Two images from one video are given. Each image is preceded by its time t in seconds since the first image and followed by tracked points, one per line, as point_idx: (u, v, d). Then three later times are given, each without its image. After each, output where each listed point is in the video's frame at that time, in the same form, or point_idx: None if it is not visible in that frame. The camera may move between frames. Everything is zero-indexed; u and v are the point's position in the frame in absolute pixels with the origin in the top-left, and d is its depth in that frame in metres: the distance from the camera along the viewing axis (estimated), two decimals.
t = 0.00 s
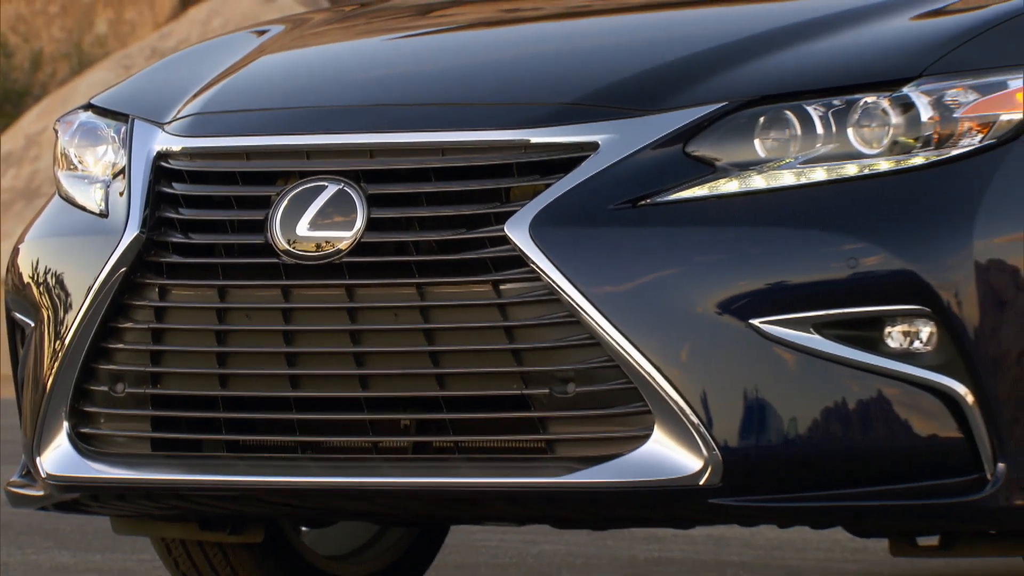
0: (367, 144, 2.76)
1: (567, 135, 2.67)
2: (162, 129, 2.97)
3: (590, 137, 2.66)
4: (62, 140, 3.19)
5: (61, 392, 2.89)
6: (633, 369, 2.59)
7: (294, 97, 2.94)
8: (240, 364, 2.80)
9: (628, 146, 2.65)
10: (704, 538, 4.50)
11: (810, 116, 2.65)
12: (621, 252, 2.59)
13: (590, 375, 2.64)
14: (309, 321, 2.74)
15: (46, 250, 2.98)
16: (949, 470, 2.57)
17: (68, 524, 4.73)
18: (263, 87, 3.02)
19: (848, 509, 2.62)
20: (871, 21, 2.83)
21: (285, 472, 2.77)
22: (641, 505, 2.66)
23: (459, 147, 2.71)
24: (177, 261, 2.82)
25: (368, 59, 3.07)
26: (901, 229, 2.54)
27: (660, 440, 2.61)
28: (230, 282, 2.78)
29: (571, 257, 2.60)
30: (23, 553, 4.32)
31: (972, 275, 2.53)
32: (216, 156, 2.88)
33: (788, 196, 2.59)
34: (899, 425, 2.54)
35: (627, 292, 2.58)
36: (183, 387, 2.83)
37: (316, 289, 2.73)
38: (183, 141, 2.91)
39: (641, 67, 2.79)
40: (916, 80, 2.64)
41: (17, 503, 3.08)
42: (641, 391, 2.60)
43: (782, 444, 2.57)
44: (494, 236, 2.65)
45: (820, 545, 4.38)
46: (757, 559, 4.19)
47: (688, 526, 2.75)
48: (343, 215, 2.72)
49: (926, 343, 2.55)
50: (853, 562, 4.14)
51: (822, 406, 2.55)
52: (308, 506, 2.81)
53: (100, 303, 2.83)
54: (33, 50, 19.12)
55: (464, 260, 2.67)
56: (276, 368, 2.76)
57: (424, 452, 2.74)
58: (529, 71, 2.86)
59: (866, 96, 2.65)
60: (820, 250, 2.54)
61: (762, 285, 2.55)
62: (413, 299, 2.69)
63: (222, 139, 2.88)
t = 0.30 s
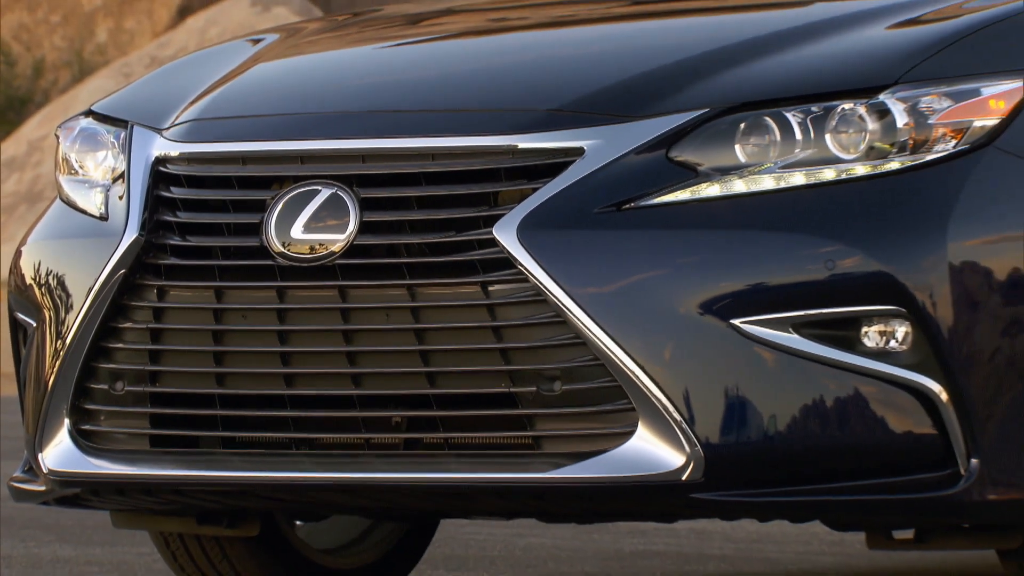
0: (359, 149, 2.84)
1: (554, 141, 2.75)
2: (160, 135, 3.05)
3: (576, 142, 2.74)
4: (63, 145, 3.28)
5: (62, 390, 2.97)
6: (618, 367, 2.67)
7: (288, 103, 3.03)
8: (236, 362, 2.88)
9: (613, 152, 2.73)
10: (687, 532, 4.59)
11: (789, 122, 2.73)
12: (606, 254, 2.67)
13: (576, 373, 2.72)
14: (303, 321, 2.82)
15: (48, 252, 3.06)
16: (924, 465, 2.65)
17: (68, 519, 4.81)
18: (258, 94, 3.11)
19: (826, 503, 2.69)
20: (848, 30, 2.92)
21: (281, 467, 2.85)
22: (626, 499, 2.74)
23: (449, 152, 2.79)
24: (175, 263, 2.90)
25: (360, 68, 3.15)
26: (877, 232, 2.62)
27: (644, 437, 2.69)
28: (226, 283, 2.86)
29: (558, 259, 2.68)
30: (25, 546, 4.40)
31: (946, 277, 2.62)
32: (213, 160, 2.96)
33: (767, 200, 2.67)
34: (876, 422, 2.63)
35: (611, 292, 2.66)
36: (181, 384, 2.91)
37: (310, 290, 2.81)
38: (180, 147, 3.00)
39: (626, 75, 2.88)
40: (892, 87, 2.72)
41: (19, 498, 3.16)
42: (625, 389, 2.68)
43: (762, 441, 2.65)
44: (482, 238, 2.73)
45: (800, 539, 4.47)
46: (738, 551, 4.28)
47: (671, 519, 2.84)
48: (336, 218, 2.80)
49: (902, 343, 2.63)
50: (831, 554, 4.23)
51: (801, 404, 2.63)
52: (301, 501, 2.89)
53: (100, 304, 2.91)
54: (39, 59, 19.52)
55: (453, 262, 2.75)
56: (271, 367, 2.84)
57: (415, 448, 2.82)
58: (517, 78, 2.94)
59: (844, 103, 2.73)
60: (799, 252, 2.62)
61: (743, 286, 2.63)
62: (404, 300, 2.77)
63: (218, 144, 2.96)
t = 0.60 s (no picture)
0: (357, 154, 2.93)
1: (546, 146, 2.83)
2: (164, 140, 3.13)
3: (567, 147, 2.82)
4: (69, 150, 3.37)
5: (68, 388, 3.06)
6: (607, 366, 2.75)
7: (288, 110, 3.11)
8: (237, 361, 2.96)
9: (603, 156, 2.81)
10: (676, 527, 4.68)
11: (774, 128, 2.82)
12: (596, 257, 2.75)
13: (567, 371, 2.81)
14: (303, 321, 2.91)
15: (54, 254, 3.15)
16: (904, 461, 2.74)
17: (73, 514, 4.91)
18: (259, 101, 3.19)
19: (809, 497, 2.78)
20: (832, 38, 3.00)
21: (280, 463, 2.94)
22: (614, 494, 2.83)
23: (444, 157, 2.87)
24: (179, 265, 2.99)
25: (357, 75, 3.24)
26: (859, 234, 2.70)
27: (633, 434, 2.77)
28: (228, 284, 2.95)
29: (550, 261, 2.76)
30: (31, 539, 4.49)
31: (925, 278, 2.70)
32: (214, 165, 3.05)
33: (753, 204, 2.75)
34: (857, 419, 2.71)
35: (602, 293, 2.74)
36: (183, 382, 3.00)
37: (309, 291, 2.90)
38: (183, 151, 3.08)
39: (615, 82, 2.96)
40: (873, 94, 2.81)
41: (26, 493, 3.25)
42: (615, 387, 2.76)
43: (747, 437, 2.73)
44: (477, 241, 2.81)
45: (784, 533, 4.56)
46: (724, 544, 4.38)
47: (660, 514, 2.92)
48: (334, 222, 2.89)
49: (883, 342, 2.72)
50: (815, 547, 4.33)
51: (785, 401, 2.71)
52: (300, 495, 2.98)
53: (105, 304, 3.00)
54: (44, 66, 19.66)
55: (448, 264, 2.83)
56: (272, 366, 2.93)
57: (410, 445, 2.91)
58: (511, 86, 3.03)
59: (826, 109, 2.82)
60: (783, 254, 2.71)
61: (729, 287, 2.71)
62: (400, 300, 2.85)
63: (220, 149, 3.05)
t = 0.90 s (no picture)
0: (354, 160, 3.01)
1: (538, 153, 2.91)
2: (167, 147, 3.23)
3: (558, 154, 2.90)
4: (75, 157, 3.46)
5: (74, 388, 3.15)
6: (598, 366, 2.83)
7: (287, 117, 3.20)
8: (238, 361, 3.05)
9: (593, 163, 2.89)
10: (665, 522, 4.77)
11: (759, 135, 2.90)
12: (587, 260, 2.84)
13: (559, 371, 2.89)
14: (302, 322, 2.99)
15: (61, 258, 3.25)
16: (886, 458, 2.82)
17: (79, 510, 5.01)
18: (259, 109, 3.28)
19: (794, 492, 2.86)
20: (816, 49, 3.09)
21: (279, 460, 3.02)
22: (604, 490, 2.91)
23: (439, 163, 2.96)
24: (181, 268, 3.08)
25: (355, 84, 3.32)
26: (841, 238, 2.78)
27: (623, 432, 2.85)
28: (229, 286, 3.03)
29: (542, 264, 2.84)
30: (39, 533, 4.59)
31: (906, 281, 2.78)
32: (216, 171, 3.14)
33: (739, 209, 2.83)
34: (841, 417, 2.79)
35: (592, 295, 2.82)
36: (187, 382, 3.09)
37: (308, 293, 2.99)
38: (185, 158, 3.17)
39: (605, 91, 3.05)
40: (855, 102, 2.90)
41: (33, 489, 3.35)
42: (605, 386, 2.84)
43: (734, 435, 2.81)
44: (471, 244, 2.89)
45: (770, 529, 4.66)
46: (712, 539, 4.47)
47: (649, 509, 3.00)
48: (333, 226, 2.97)
49: (865, 343, 2.80)
50: (800, 542, 4.42)
51: (770, 400, 2.80)
52: (299, 491, 3.07)
53: (110, 306, 3.10)
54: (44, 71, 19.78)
55: (443, 267, 2.91)
56: (272, 366, 3.02)
57: (406, 442, 3.00)
58: (504, 94, 3.11)
59: (810, 117, 2.90)
60: (768, 258, 2.79)
61: (715, 289, 2.79)
62: (396, 302, 2.94)
63: (221, 156, 3.13)
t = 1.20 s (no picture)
0: (357, 168, 3.10)
1: (534, 160, 2.99)
2: (174, 155, 3.32)
3: (554, 162, 2.99)
4: (86, 165, 3.57)
5: (84, 389, 3.25)
6: (592, 368, 2.91)
7: (291, 126, 3.29)
8: (243, 363, 3.13)
9: (588, 171, 2.97)
10: (659, 520, 4.86)
11: (749, 144, 2.98)
12: (582, 265, 2.92)
13: (555, 372, 2.97)
14: (306, 326, 3.08)
15: (71, 263, 3.35)
16: (872, 457, 2.91)
17: (89, 509, 5.11)
18: (264, 118, 3.37)
19: (783, 491, 2.94)
20: (805, 60, 3.18)
21: (284, 460, 3.12)
22: (599, 489, 2.99)
23: (439, 171, 3.04)
24: (188, 273, 3.17)
25: (356, 94, 3.41)
26: (829, 243, 2.86)
27: (618, 432, 2.93)
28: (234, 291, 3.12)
29: (538, 268, 2.92)
30: (50, 531, 4.70)
31: (892, 285, 2.86)
32: (221, 179, 3.23)
33: (729, 216, 2.91)
34: (828, 418, 2.88)
35: (587, 299, 2.90)
36: (193, 383, 3.17)
37: (312, 298, 3.07)
38: (192, 166, 3.27)
39: (600, 101, 3.14)
40: (843, 111, 2.98)
41: (44, 487, 3.44)
42: (600, 388, 2.93)
43: (725, 435, 2.90)
44: (470, 250, 2.97)
45: (760, 526, 4.75)
46: (703, 536, 4.56)
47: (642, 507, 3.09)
48: (334, 232, 3.06)
49: (852, 345, 2.89)
50: (788, 538, 4.52)
51: (760, 401, 2.88)
52: (302, 490, 3.16)
53: (119, 310, 3.20)
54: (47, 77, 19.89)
55: (442, 272, 2.99)
56: (276, 368, 3.10)
57: (406, 442, 3.08)
58: (502, 104, 3.20)
59: (798, 126, 2.98)
60: (758, 263, 2.87)
61: (707, 293, 2.87)
62: (397, 306, 3.02)
63: (227, 164, 3.23)
